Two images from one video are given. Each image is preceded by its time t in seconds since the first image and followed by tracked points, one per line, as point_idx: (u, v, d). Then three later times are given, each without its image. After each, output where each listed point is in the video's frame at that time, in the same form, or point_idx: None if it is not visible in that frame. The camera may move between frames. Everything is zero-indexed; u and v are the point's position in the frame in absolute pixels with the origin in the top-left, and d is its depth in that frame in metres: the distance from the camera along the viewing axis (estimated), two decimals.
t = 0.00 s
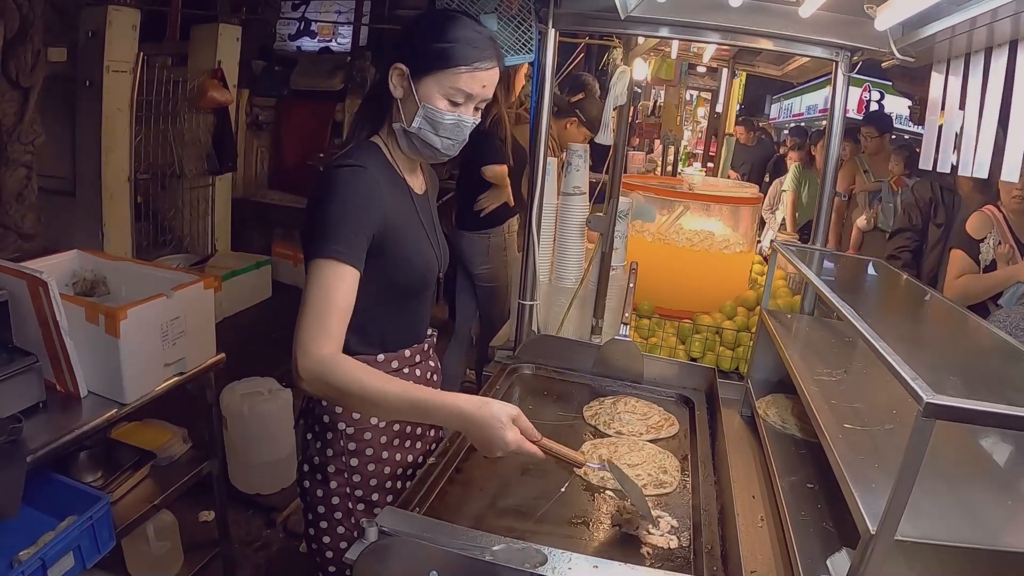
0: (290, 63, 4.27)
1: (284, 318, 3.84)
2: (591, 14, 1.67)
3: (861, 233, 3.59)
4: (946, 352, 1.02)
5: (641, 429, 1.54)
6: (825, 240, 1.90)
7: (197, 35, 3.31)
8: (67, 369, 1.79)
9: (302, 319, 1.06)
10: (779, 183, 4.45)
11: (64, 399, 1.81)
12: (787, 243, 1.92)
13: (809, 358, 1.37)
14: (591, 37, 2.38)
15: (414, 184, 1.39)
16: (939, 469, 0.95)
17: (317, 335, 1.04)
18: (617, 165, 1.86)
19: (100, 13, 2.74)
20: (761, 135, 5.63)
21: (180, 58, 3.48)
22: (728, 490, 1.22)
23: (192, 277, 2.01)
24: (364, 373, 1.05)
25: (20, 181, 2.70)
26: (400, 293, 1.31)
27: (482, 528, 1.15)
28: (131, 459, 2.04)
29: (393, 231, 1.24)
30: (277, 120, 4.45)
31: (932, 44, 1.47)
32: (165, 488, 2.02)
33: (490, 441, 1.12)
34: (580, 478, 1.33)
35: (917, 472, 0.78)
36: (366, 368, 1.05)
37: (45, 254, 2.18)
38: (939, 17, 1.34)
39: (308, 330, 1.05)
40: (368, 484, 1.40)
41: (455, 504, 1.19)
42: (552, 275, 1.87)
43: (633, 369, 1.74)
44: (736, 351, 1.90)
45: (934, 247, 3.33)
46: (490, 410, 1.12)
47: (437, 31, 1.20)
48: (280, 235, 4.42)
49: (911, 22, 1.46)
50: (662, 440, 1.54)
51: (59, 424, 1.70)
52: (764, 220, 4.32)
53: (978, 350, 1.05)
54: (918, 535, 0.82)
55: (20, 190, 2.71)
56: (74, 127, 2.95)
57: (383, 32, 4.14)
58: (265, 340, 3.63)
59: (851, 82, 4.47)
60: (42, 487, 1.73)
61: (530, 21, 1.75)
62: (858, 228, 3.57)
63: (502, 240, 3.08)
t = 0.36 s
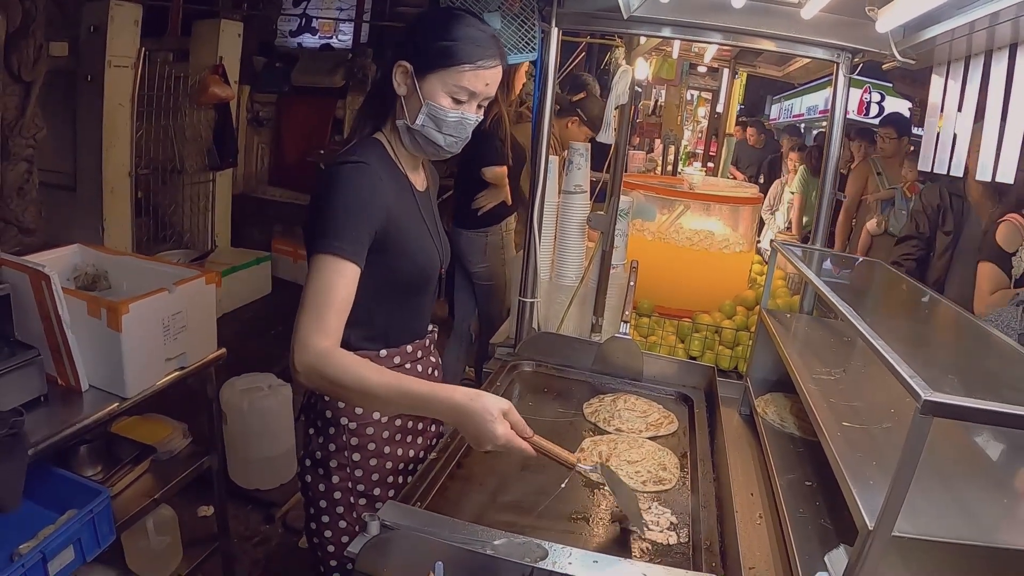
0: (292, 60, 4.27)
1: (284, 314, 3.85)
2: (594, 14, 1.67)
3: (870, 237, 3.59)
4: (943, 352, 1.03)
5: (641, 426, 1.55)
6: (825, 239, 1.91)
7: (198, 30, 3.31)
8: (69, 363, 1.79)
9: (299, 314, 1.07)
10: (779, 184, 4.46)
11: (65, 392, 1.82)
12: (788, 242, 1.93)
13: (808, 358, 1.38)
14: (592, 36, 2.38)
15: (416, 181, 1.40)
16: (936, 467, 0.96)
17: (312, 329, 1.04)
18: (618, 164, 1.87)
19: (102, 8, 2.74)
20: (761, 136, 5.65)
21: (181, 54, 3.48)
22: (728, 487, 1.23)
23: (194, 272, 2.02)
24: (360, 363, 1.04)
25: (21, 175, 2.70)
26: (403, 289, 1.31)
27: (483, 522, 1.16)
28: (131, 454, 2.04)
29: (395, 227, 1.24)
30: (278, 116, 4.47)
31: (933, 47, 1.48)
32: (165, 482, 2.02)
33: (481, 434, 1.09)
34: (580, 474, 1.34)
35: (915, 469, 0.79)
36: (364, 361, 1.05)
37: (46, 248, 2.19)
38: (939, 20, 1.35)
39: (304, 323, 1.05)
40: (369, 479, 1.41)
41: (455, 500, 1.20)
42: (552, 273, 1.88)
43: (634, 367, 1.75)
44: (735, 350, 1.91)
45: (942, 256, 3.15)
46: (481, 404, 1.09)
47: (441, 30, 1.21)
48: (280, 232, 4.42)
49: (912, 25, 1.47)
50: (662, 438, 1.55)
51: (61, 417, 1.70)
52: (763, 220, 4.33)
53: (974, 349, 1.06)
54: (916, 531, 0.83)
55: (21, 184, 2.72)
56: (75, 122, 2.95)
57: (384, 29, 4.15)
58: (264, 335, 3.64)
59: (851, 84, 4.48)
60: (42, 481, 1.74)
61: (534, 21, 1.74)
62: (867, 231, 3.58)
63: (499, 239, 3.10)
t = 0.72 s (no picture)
0: (293, 56, 4.27)
1: (284, 310, 3.84)
2: (599, 12, 1.67)
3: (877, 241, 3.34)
4: (944, 350, 1.03)
5: (643, 424, 1.55)
6: (828, 239, 1.91)
7: (200, 25, 3.31)
8: (70, 357, 1.79)
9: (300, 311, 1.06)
10: (779, 183, 4.45)
11: (66, 386, 1.82)
12: (790, 243, 1.93)
13: (811, 357, 1.38)
14: (595, 34, 2.38)
15: (418, 176, 1.39)
16: (940, 466, 0.96)
17: (313, 326, 1.04)
18: (621, 162, 1.87)
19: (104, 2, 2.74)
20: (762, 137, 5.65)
21: (183, 49, 3.48)
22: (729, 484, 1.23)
23: (195, 267, 2.02)
24: (359, 362, 1.04)
25: (22, 169, 2.70)
26: (406, 283, 1.32)
27: (486, 518, 1.15)
28: (131, 448, 2.04)
29: (397, 221, 1.25)
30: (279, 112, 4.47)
31: (937, 48, 1.48)
32: (165, 477, 2.02)
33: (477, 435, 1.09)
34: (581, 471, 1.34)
35: (921, 467, 0.79)
36: (364, 360, 1.05)
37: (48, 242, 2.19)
38: (945, 21, 1.35)
39: (306, 320, 1.05)
40: (370, 475, 1.41)
41: (458, 495, 1.20)
42: (554, 271, 1.88)
43: (635, 365, 1.75)
44: (736, 349, 1.91)
45: (944, 261, 3.07)
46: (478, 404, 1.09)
47: (443, 24, 1.21)
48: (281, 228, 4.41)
49: (916, 25, 1.46)
50: (664, 436, 1.54)
51: (62, 411, 1.70)
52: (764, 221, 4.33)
53: (974, 348, 1.06)
54: (920, 529, 0.83)
55: (23, 177, 2.71)
56: (76, 116, 2.95)
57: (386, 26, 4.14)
58: (264, 331, 3.63)
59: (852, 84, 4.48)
60: (42, 475, 1.74)
61: (539, 17, 1.75)
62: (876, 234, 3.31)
63: (499, 237, 3.09)
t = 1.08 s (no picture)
0: (296, 53, 4.27)
1: (285, 307, 3.84)
2: (603, 12, 1.67)
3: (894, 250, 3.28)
4: (944, 352, 1.03)
5: (644, 423, 1.56)
6: (829, 240, 1.91)
7: (203, 22, 3.31)
8: (72, 352, 1.79)
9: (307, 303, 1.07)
10: (780, 184, 4.45)
11: (68, 381, 1.82)
12: (791, 244, 1.93)
13: (813, 359, 1.38)
14: (597, 34, 2.38)
15: (422, 175, 1.40)
16: (940, 469, 0.97)
17: (321, 320, 1.05)
18: (623, 162, 1.87)
19: None
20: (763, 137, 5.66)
21: (186, 45, 3.48)
22: (729, 484, 1.24)
23: (198, 263, 2.02)
24: (366, 359, 1.05)
25: (25, 164, 2.70)
26: (408, 282, 1.32)
27: (487, 516, 1.16)
28: (132, 444, 2.04)
29: (400, 220, 1.25)
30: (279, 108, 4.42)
31: (940, 51, 1.48)
32: (165, 473, 2.02)
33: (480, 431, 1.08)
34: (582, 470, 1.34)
35: (921, 469, 0.79)
36: (369, 357, 1.05)
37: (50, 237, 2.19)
38: (947, 25, 1.35)
39: (312, 312, 1.06)
40: (374, 472, 1.41)
41: (459, 493, 1.20)
42: (557, 270, 1.88)
43: (636, 365, 1.76)
44: (737, 349, 1.92)
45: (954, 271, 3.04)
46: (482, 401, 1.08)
47: (447, 22, 1.22)
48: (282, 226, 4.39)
49: (919, 28, 1.47)
50: (664, 435, 1.55)
51: (64, 406, 1.71)
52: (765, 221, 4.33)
53: (974, 351, 1.07)
54: (919, 531, 0.83)
55: (25, 172, 2.71)
56: (79, 112, 2.95)
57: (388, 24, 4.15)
58: (265, 328, 3.64)
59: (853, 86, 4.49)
60: (43, 470, 1.74)
61: (544, 17, 1.70)
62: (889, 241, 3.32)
63: (499, 236, 3.09)
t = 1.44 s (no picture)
0: (299, 51, 4.27)
1: (286, 305, 3.84)
2: (610, 13, 1.66)
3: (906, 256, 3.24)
4: (952, 358, 1.03)
5: (649, 426, 1.56)
6: (835, 242, 1.90)
7: (207, 19, 3.31)
8: (75, 349, 1.79)
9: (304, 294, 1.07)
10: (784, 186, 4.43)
11: (71, 379, 1.82)
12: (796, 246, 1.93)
13: (819, 362, 1.38)
14: (602, 34, 2.37)
15: (430, 175, 1.39)
16: (948, 475, 0.96)
17: (316, 313, 1.05)
18: (629, 163, 1.86)
19: None
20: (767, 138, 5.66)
21: (190, 42, 3.47)
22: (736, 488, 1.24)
23: (202, 262, 2.02)
24: (357, 353, 1.03)
25: (28, 160, 2.70)
26: (414, 282, 1.32)
27: (493, 519, 1.15)
28: (134, 442, 2.04)
29: (408, 220, 1.25)
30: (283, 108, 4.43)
31: (948, 55, 1.48)
32: (167, 472, 2.02)
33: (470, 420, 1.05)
34: (589, 473, 1.34)
35: (932, 475, 0.79)
36: (360, 349, 1.04)
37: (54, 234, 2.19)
38: (956, 30, 1.35)
39: (309, 303, 1.06)
40: (380, 473, 1.42)
41: (464, 494, 1.20)
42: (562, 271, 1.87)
43: (641, 367, 1.76)
44: (741, 351, 1.92)
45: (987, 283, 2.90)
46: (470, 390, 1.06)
47: (459, 22, 1.21)
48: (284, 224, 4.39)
49: (928, 33, 1.46)
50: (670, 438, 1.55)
51: (67, 405, 1.70)
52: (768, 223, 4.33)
53: (984, 358, 1.06)
54: (928, 537, 0.83)
55: (28, 169, 2.71)
56: (82, 108, 2.94)
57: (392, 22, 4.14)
58: (267, 326, 3.63)
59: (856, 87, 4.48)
60: (45, 468, 1.74)
61: (551, 18, 1.75)
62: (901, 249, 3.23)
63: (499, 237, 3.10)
